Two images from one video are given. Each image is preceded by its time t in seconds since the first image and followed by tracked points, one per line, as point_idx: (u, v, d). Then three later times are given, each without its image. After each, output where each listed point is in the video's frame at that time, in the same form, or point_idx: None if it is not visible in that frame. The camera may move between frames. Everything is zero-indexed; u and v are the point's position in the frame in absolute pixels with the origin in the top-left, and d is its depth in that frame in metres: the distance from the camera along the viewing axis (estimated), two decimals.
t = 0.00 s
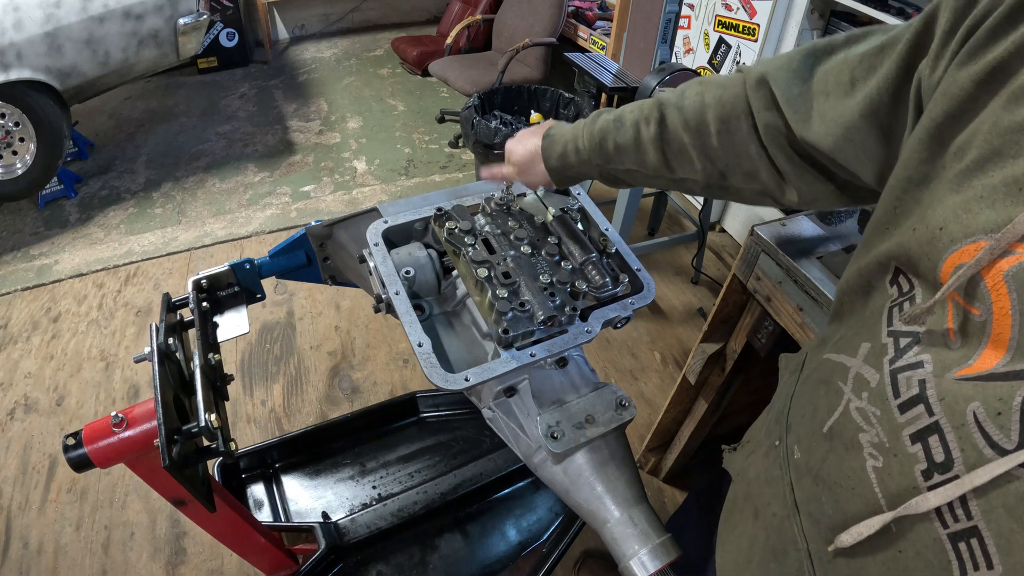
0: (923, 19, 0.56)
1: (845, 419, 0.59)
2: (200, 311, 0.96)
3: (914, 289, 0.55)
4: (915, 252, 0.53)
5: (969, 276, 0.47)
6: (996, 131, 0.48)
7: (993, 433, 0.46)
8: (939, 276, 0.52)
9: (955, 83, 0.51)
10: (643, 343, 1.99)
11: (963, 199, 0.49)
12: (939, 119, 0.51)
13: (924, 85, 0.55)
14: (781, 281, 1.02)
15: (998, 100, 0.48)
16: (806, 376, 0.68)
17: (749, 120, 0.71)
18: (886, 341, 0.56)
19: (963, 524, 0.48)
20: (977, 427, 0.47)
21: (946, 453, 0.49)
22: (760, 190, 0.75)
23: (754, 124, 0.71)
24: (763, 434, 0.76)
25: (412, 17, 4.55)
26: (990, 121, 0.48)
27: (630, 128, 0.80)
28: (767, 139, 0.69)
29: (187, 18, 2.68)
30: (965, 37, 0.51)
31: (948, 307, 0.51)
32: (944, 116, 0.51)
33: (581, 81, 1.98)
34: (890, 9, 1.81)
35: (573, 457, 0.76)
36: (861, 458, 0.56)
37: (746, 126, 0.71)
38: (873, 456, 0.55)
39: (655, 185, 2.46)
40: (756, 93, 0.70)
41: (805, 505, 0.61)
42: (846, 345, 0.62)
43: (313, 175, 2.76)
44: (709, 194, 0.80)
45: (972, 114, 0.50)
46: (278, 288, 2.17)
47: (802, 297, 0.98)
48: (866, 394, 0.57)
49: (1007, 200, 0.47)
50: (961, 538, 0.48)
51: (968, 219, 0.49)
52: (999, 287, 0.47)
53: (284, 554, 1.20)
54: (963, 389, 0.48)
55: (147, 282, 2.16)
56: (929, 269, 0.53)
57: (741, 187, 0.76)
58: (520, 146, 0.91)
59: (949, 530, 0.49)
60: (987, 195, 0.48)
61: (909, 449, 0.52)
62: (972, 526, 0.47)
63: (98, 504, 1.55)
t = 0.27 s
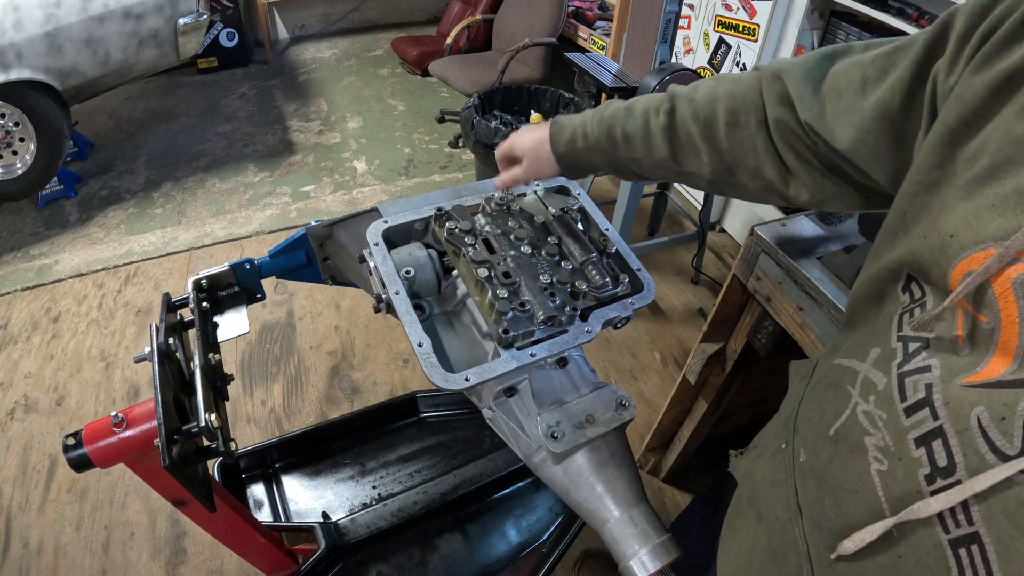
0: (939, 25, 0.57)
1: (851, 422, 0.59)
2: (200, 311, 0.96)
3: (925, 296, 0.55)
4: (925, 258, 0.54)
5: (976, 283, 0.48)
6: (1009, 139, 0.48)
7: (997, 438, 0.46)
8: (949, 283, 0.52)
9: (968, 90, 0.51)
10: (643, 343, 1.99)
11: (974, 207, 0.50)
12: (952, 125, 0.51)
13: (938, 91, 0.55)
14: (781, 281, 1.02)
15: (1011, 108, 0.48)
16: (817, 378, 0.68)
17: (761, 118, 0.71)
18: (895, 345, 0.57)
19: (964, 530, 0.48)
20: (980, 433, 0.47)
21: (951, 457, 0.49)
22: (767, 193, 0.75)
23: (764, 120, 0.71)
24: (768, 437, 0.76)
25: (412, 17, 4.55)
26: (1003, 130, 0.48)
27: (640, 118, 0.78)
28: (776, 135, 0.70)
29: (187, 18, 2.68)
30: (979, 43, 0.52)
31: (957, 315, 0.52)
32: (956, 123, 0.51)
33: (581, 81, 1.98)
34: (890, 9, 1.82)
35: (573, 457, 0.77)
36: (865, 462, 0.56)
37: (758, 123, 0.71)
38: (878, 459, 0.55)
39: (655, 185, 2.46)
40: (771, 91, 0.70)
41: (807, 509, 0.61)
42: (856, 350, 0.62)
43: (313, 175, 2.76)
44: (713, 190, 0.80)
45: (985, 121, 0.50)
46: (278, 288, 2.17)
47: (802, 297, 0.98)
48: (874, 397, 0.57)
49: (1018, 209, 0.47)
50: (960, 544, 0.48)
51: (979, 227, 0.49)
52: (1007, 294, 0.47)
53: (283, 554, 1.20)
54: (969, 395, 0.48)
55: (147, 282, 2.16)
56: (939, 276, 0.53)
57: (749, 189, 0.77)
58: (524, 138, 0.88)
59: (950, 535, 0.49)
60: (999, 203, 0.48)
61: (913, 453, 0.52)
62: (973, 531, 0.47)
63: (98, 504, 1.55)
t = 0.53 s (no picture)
0: (940, 33, 0.56)
1: (860, 434, 0.59)
2: (200, 311, 0.96)
3: (933, 307, 0.55)
4: (930, 272, 0.54)
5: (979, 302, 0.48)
6: (1012, 152, 0.47)
7: (1005, 454, 0.46)
8: (955, 297, 0.52)
9: (970, 102, 0.51)
10: (643, 343, 1.99)
11: (979, 222, 0.49)
12: (954, 137, 0.51)
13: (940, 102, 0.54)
14: (781, 281, 1.02)
15: (1014, 120, 0.48)
16: (822, 389, 0.68)
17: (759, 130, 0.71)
18: (903, 358, 0.57)
19: (973, 544, 0.48)
20: (988, 447, 0.47)
21: (959, 472, 0.49)
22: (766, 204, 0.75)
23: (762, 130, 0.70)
24: (773, 445, 0.76)
25: (412, 17, 4.55)
26: (1006, 142, 0.48)
27: (629, 132, 0.79)
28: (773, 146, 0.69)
29: (187, 18, 2.68)
30: (981, 54, 0.51)
31: (965, 329, 0.51)
32: (958, 135, 0.51)
33: (581, 81, 1.98)
34: (890, 8, 1.82)
35: (573, 457, 0.77)
36: (874, 475, 0.56)
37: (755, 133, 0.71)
38: (887, 473, 0.55)
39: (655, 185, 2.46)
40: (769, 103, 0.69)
41: (814, 521, 0.62)
42: (863, 361, 0.62)
43: (313, 175, 2.76)
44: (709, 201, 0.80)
45: (989, 133, 0.50)
46: (278, 288, 2.17)
47: (802, 297, 0.99)
48: (881, 410, 0.57)
49: None
50: (970, 559, 0.48)
51: (983, 240, 0.49)
52: (1013, 309, 0.47)
53: (284, 554, 1.20)
54: (977, 410, 0.49)
55: (147, 282, 2.16)
56: (944, 290, 0.53)
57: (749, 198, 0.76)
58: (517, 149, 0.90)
59: (959, 551, 0.49)
60: (1003, 218, 0.48)
61: (922, 466, 0.52)
62: (981, 547, 0.47)
63: (98, 504, 1.55)
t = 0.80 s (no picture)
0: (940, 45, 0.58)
1: (857, 452, 0.59)
2: (200, 311, 0.96)
3: (929, 319, 0.56)
4: (928, 287, 0.53)
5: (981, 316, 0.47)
6: (1008, 159, 0.47)
7: (1005, 477, 0.46)
8: (952, 313, 0.52)
9: (965, 108, 0.51)
10: (643, 343, 1.99)
11: (978, 231, 0.49)
12: (949, 143, 0.51)
13: (930, 108, 0.55)
14: (781, 281, 1.02)
15: (1010, 124, 0.48)
16: (819, 404, 0.68)
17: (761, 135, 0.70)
18: (898, 375, 0.57)
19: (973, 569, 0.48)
20: (989, 470, 0.47)
21: (957, 493, 0.49)
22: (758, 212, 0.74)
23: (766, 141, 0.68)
24: (772, 456, 0.76)
25: (412, 16, 4.55)
26: (1001, 149, 0.48)
27: (663, 109, 0.75)
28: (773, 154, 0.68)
29: (187, 18, 2.68)
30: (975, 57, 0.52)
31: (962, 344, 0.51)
32: (951, 142, 0.51)
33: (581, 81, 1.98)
34: (890, 8, 1.85)
35: (573, 457, 0.77)
36: (870, 494, 0.56)
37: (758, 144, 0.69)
38: (884, 493, 0.55)
39: (655, 185, 2.47)
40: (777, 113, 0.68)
41: (812, 539, 0.62)
42: (859, 375, 0.62)
43: (313, 175, 2.76)
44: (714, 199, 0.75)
45: (985, 138, 0.50)
46: (278, 288, 2.17)
47: (802, 297, 0.98)
48: (878, 429, 0.57)
49: (1023, 233, 0.46)
50: None
51: (983, 252, 0.49)
52: (1014, 324, 0.47)
53: (283, 554, 1.20)
54: (977, 430, 0.49)
55: (147, 282, 2.16)
56: (940, 304, 0.53)
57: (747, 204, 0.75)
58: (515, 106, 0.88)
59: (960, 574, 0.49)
60: (1003, 227, 0.48)
61: (919, 487, 0.52)
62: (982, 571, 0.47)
63: (98, 504, 1.55)
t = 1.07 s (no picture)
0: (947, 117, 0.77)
1: (840, 460, 0.61)
2: (200, 311, 0.96)
3: (912, 322, 0.59)
4: (926, 275, 0.59)
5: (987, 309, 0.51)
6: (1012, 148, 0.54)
7: (988, 490, 0.48)
8: (948, 311, 0.55)
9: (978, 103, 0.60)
10: (643, 343, 2.00)
11: (981, 225, 0.55)
12: (965, 134, 0.61)
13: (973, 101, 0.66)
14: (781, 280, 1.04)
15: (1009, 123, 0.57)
16: (804, 410, 0.70)
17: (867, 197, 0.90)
18: (884, 382, 0.59)
19: None
20: (972, 484, 0.49)
21: (939, 506, 0.51)
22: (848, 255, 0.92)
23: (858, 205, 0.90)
24: (755, 462, 0.78)
25: (412, 16, 4.55)
26: (1010, 140, 0.55)
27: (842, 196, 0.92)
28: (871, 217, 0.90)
29: (187, 18, 2.68)
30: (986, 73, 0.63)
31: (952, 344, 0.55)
32: (968, 130, 0.61)
33: (581, 82, 1.99)
34: (890, 9, 1.86)
35: (573, 457, 0.77)
36: (852, 502, 0.58)
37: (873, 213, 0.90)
38: (865, 501, 0.57)
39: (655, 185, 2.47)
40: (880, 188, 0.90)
41: (796, 545, 0.63)
42: (844, 382, 0.65)
43: (313, 175, 2.76)
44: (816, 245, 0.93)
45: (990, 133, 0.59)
46: (278, 288, 2.17)
47: (802, 297, 1.00)
48: (862, 437, 0.59)
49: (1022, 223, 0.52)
50: None
51: (987, 244, 0.54)
52: (1010, 321, 0.50)
53: (283, 554, 1.20)
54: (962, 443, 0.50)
55: (146, 282, 2.16)
56: (938, 299, 0.57)
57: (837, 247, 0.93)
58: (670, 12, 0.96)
59: None
60: (1006, 219, 0.53)
61: (902, 498, 0.54)
62: None
63: (98, 504, 1.55)
